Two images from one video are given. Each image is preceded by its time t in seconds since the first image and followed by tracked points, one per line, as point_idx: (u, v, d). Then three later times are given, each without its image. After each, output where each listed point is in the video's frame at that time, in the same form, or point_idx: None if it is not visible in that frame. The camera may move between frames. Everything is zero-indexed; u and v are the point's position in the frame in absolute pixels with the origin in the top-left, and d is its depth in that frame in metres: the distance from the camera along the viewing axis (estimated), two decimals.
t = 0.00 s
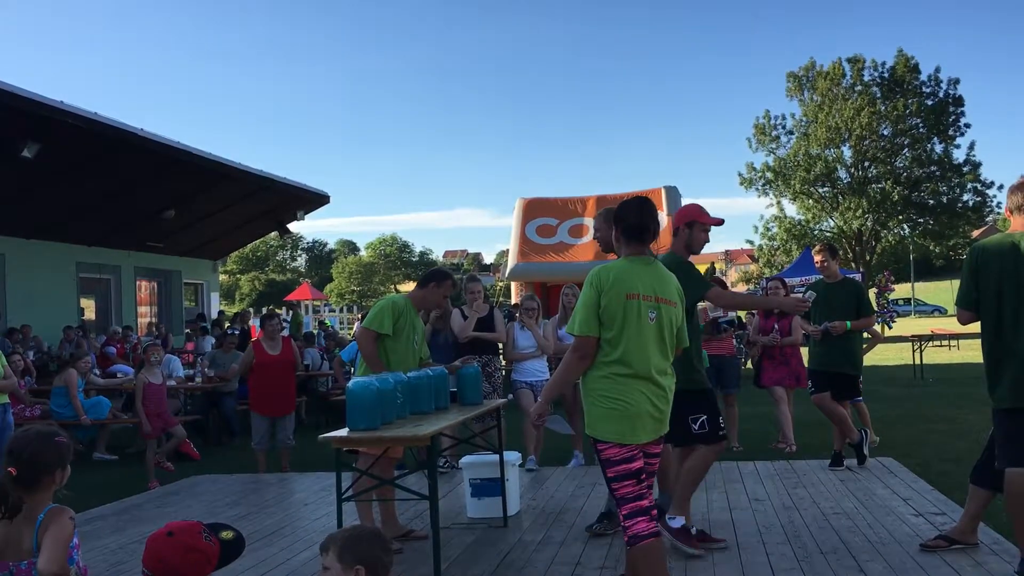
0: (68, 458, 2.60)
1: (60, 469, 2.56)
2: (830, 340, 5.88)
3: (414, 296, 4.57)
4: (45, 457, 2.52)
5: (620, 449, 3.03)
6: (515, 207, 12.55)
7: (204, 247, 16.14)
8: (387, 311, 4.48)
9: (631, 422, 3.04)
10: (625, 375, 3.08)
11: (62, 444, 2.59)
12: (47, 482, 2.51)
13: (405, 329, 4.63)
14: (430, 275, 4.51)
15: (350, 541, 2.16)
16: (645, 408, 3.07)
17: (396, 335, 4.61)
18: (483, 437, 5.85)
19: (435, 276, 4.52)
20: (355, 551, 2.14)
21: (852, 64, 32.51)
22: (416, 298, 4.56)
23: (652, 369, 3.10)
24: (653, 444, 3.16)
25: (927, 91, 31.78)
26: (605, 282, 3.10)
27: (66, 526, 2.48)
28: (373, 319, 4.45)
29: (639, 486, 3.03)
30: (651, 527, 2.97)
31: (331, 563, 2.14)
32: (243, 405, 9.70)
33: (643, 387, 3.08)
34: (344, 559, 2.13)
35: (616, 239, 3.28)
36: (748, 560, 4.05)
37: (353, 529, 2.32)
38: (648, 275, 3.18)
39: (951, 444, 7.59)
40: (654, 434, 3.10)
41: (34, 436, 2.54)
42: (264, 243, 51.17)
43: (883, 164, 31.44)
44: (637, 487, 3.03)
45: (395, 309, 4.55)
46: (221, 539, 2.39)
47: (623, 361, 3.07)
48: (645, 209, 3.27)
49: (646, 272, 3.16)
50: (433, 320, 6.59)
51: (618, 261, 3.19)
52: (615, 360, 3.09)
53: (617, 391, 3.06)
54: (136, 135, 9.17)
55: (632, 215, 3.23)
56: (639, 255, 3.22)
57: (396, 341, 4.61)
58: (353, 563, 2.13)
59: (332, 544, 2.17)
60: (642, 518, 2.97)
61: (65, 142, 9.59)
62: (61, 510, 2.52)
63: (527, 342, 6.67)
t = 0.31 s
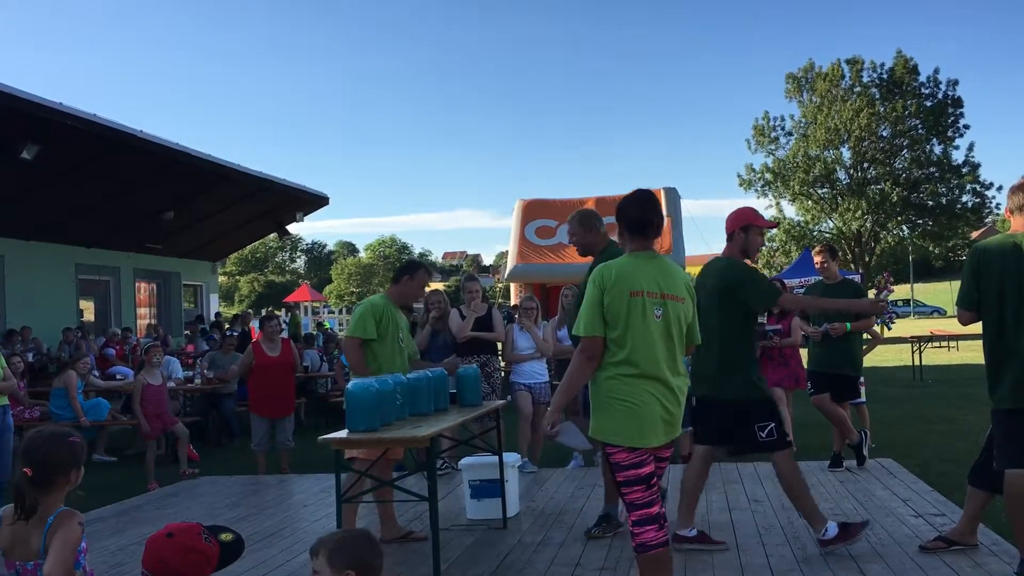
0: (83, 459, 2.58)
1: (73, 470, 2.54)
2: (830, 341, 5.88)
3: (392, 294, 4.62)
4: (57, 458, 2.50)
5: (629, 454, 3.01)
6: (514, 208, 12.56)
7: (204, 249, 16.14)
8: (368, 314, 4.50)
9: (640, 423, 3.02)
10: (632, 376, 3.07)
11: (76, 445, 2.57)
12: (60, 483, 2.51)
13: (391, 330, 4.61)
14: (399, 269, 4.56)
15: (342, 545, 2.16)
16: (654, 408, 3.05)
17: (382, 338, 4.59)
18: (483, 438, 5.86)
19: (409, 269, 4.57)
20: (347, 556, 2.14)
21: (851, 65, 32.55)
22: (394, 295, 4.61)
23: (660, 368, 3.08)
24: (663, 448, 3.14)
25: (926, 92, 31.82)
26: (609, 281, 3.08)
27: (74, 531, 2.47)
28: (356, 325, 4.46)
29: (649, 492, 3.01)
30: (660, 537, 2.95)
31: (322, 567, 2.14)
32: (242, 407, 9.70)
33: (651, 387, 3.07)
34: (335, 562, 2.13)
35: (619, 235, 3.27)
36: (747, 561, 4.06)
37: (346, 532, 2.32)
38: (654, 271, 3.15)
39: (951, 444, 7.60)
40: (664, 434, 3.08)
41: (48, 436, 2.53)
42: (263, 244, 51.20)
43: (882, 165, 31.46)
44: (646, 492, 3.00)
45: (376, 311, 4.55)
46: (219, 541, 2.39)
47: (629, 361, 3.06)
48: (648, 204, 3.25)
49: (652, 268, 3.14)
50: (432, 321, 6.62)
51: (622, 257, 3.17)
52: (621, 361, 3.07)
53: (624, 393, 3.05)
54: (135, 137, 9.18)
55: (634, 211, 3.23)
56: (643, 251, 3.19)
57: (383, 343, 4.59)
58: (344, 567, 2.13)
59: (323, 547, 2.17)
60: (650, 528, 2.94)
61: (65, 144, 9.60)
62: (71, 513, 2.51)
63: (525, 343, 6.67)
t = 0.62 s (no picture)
0: (79, 463, 2.60)
1: (72, 471, 2.57)
2: (829, 343, 5.88)
3: (364, 297, 4.45)
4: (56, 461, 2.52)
5: (637, 456, 3.01)
6: (512, 210, 12.56)
7: (202, 252, 16.14)
8: (348, 325, 4.32)
9: (655, 428, 3.02)
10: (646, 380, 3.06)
11: (74, 448, 2.59)
12: (60, 486, 2.52)
13: (374, 337, 4.45)
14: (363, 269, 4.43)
15: (339, 547, 2.16)
16: (668, 411, 3.06)
17: (366, 349, 4.41)
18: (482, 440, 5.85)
19: (374, 267, 4.44)
20: (344, 559, 2.14)
21: (849, 67, 32.60)
22: (366, 298, 4.45)
23: (672, 371, 3.10)
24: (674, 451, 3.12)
25: (924, 93, 31.88)
26: (625, 281, 3.05)
27: (73, 533, 2.47)
28: (340, 338, 4.28)
29: (653, 495, 3.00)
30: (663, 540, 2.94)
31: (319, 570, 2.14)
32: (241, 410, 9.69)
33: (664, 391, 3.08)
34: (332, 565, 2.13)
35: (628, 234, 3.25)
36: (746, 563, 4.05)
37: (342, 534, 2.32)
38: (666, 272, 3.16)
39: (950, 445, 7.61)
40: (676, 436, 3.10)
41: (47, 439, 2.55)
42: (262, 247, 51.28)
43: (881, 166, 31.49)
44: (650, 495, 3.00)
45: (356, 320, 4.37)
46: (216, 544, 2.39)
47: (645, 365, 3.05)
48: (659, 203, 3.22)
49: (664, 269, 3.14)
50: (431, 324, 6.63)
51: (634, 257, 3.15)
52: (636, 363, 3.06)
53: (639, 396, 3.04)
54: (133, 141, 9.17)
55: (645, 210, 3.21)
56: (655, 251, 3.18)
57: (369, 353, 4.42)
58: (340, 569, 2.13)
59: (321, 549, 2.17)
60: (651, 530, 2.94)
61: (63, 147, 9.60)
62: (70, 516, 2.51)
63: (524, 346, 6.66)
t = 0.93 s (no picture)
0: (68, 465, 2.60)
1: (61, 475, 2.56)
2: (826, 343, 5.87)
3: (344, 300, 4.37)
4: (45, 464, 2.51)
5: (642, 456, 3.01)
6: (509, 212, 12.57)
7: (199, 255, 16.14)
8: (336, 330, 4.23)
9: (660, 427, 3.02)
10: (653, 380, 3.06)
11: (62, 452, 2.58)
12: (48, 489, 2.51)
13: (359, 340, 4.38)
14: (337, 269, 4.35)
15: (330, 550, 2.16)
16: (673, 411, 3.06)
17: (352, 353, 4.35)
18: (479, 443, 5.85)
19: (347, 268, 4.37)
20: (334, 560, 2.14)
21: (845, 67, 32.68)
22: (345, 301, 4.38)
23: (678, 370, 3.09)
24: (680, 451, 3.10)
25: (920, 93, 31.97)
26: (632, 280, 3.05)
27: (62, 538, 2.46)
28: (329, 345, 4.19)
29: (656, 495, 3.00)
30: (664, 541, 2.94)
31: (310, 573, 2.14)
32: (238, 414, 9.68)
33: (670, 390, 3.08)
34: (323, 568, 2.13)
35: (634, 233, 3.23)
36: (745, 563, 4.05)
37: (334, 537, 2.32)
38: (673, 272, 3.15)
39: (947, 444, 7.63)
40: (683, 435, 3.09)
41: (35, 443, 2.54)
42: (259, 250, 51.27)
43: (877, 166, 31.54)
44: (653, 495, 3.00)
45: (341, 325, 4.29)
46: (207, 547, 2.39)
47: (651, 364, 3.05)
48: (668, 201, 3.18)
49: (671, 269, 3.13)
50: (428, 326, 6.63)
51: (640, 257, 3.15)
52: (643, 362, 3.06)
53: (645, 395, 3.05)
54: (130, 145, 9.18)
55: (653, 209, 3.17)
56: (661, 251, 3.17)
57: (357, 357, 4.36)
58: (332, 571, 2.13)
59: (313, 552, 2.17)
60: (652, 530, 2.94)
61: (61, 151, 9.61)
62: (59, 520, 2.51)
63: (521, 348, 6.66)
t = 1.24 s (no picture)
0: (55, 467, 2.59)
1: (47, 477, 2.55)
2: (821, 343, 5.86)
3: (324, 301, 4.35)
4: (30, 465, 2.50)
5: (641, 456, 3.02)
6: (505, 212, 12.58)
7: (195, 256, 16.12)
8: (314, 332, 4.21)
9: (662, 425, 3.02)
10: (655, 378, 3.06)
11: (49, 454, 2.58)
12: (34, 491, 2.51)
13: (340, 341, 4.35)
14: (317, 270, 4.35)
15: (319, 551, 2.16)
16: (675, 410, 3.06)
17: (333, 353, 4.32)
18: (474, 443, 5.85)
19: (327, 269, 4.34)
20: (322, 559, 2.14)
21: (839, 67, 32.76)
22: (326, 301, 4.36)
23: (680, 369, 3.09)
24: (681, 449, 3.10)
25: (914, 92, 32.05)
26: (635, 277, 3.05)
27: (47, 540, 2.46)
28: (307, 346, 4.17)
29: (653, 495, 3.00)
30: (660, 539, 2.94)
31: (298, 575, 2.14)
32: (234, 415, 9.67)
33: (672, 388, 3.08)
34: (311, 569, 2.13)
35: (636, 232, 3.24)
36: (744, 563, 4.05)
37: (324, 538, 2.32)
38: (676, 270, 3.15)
39: (943, 443, 7.64)
40: (684, 435, 3.09)
41: (21, 445, 2.53)
42: (255, 251, 51.23)
43: (872, 165, 31.57)
44: (650, 494, 3.00)
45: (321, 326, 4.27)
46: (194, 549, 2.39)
47: (654, 362, 3.05)
48: (670, 201, 3.20)
49: (674, 266, 3.13)
50: (423, 326, 6.63)
51: (641, 255, 3.15)
52: (645, 360, 3.06)
53: (647, 393, 3.05)
54: (125, 146, 9.18)
55: (656, 209, 3.18)
56: (663, 249, 3.18)
57: (338, 357, 4.32)
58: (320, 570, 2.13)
59: (303, 554, 2.16)
60: (650, 528, 2.94)
61: (56, 153, 9.61)
62: (44, 522, 2.50)
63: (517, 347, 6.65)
